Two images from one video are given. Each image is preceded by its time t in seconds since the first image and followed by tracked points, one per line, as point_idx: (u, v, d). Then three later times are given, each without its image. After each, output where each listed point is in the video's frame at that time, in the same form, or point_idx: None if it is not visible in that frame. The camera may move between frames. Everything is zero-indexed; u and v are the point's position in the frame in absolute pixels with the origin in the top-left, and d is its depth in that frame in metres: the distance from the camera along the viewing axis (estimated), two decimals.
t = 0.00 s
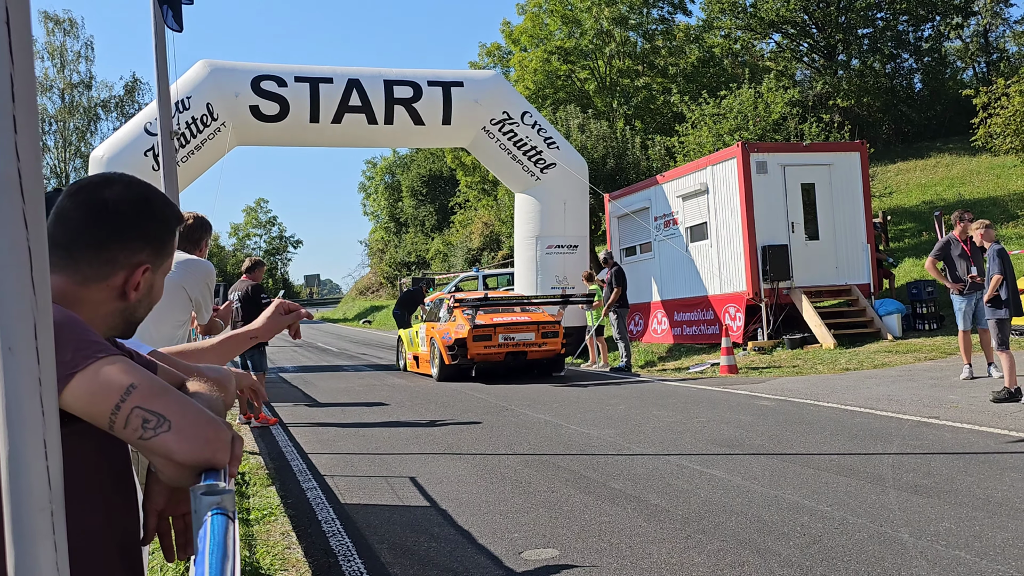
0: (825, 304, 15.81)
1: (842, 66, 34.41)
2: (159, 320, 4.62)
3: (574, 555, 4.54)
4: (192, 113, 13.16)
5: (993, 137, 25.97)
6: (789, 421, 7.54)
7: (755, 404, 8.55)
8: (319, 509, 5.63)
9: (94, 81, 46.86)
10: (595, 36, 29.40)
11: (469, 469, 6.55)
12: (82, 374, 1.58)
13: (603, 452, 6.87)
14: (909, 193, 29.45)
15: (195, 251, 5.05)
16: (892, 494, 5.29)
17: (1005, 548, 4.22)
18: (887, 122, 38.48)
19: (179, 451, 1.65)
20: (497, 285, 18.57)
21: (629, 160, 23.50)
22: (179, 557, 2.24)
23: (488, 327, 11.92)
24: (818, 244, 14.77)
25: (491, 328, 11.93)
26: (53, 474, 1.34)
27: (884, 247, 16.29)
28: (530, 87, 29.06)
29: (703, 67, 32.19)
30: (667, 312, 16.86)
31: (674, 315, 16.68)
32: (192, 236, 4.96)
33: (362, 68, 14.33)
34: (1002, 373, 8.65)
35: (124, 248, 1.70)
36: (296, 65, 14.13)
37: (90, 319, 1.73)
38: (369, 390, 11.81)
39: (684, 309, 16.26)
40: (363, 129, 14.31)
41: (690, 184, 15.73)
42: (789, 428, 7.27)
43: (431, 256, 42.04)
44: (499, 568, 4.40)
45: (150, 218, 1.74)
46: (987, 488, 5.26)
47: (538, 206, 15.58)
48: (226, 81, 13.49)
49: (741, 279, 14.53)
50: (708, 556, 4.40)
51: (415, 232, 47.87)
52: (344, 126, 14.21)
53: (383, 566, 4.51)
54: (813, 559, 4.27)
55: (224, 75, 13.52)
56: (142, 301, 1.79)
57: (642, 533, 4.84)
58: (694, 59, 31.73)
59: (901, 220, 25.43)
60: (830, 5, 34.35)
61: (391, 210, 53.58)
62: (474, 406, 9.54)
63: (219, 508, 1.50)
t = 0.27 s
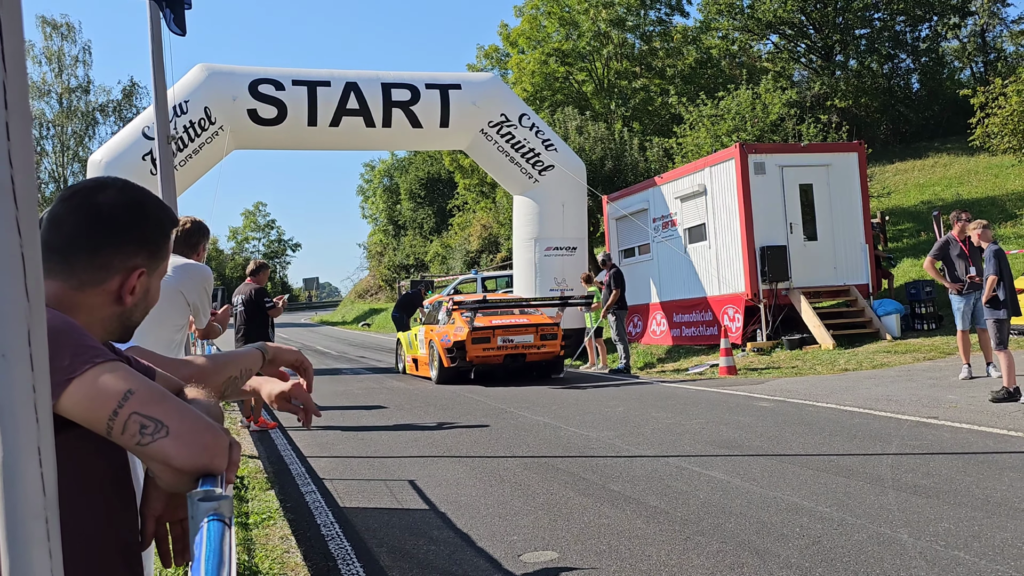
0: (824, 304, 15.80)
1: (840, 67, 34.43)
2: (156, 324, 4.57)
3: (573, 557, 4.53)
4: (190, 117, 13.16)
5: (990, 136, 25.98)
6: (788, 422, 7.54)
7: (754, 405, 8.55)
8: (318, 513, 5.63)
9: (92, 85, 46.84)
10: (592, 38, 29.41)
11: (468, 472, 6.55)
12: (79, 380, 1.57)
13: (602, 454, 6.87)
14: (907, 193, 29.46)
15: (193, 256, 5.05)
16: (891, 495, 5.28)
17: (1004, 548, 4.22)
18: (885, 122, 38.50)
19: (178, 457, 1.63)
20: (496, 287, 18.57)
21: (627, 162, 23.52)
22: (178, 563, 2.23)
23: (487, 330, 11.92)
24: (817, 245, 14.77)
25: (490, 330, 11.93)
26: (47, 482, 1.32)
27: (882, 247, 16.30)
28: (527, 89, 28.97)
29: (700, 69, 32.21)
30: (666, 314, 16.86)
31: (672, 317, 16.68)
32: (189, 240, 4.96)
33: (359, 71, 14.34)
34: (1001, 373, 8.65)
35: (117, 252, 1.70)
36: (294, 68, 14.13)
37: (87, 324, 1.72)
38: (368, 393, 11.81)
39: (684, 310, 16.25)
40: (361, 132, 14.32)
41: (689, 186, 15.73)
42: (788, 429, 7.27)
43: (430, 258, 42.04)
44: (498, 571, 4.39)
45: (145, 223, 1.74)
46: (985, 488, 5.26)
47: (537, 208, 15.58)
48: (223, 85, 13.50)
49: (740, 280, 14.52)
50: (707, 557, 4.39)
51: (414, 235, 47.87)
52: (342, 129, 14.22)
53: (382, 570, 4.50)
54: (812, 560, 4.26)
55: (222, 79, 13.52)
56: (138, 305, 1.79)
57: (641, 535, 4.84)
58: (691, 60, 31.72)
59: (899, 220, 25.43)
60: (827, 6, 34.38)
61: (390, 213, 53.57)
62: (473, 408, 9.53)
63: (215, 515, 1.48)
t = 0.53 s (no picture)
0: (823, 305, 15.81)
1: (839, 67, 34.45)
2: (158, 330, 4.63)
3: (574, 559, 4.54)
4: (190, 120, 13.18)
5: (990, 136, 25.98)
6: (789, 423, 7.54)
7: (754, 406, 8.55)
8: (319, 515, 5.63)
9: (91, 88, 46.77)
10: (591, 40, 29.45)
11: (469, 473, 6.55)
12: (78, 386, 1.58)
13: (603, 455, 6.88)
14: (906, 193, 29.49)
15: (193, 259, 5.06)
16: (891, 495, 5.29)
17: (1004, 548, 4.23)
18: (884, 122, 38.50)
19: (177, 462, 1.64)
20: (496, 288, 18.59)
21: (627, 163, 23.55)
22: (178, 570, 2.24)
23: (488, 331, 11.93)
24: (817, 245, 14.77)
25: (490, 332, 11.94)
26: (46, 488, 1.31)
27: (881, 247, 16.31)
28: (527, 91, 28.88)
29: (699, 70, 32.25)
30: (666, 314, 16.86)
31: (672, 318, 16.68)
32: (189, 244, 4.97)
33: (359, 73, 14.36)
34: (1001, 372, 8.66)
35: (115, 258, 1.71)
36: (293, 71, 14.15)
37: (85, 329, 1.72)
38: (369, 395, 11.82)
39: (684, 311, 16.25)
40: (361, 134, 14.33)
41: (688, 187, 15.74)
42: (788, 430, 7.27)
43: (430, 260, 42.05)
44: (499, 573, 4.40)
45: (142, 229, 1.75)
46: (985, 487, 5.26)
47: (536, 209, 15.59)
48: (223, 88, 13.51)
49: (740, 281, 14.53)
50: (708, 558, 4.40)
51: (414, 237, 47.91)
52: (342, 131, 14.23)
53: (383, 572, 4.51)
54: (813, 560, 4.27)
55: (221, 82, 13.54)
56: (136, 310, 1.79)
57: (642, 536, 4.84)
58: (690, 61, 31.75)
59: (898, 220, 25.45)
60: (826, 6, 34.42)
61: (390, 215, 53.59)
62: (474, 410, 9.54)
63: (216, 517, 1.49)
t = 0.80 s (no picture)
0: (824, 304, 15.80)
1: (839, 67, 34.45)
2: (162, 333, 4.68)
3: (575, 559, 4.53)
4: (191, 121, 13.18)
5: (991, 136, 25.97)
6: (790, 423, 7.54)
7: (756, 406, 8.55)
8: (320, 515, 5.63)
9: (92, 89, 46.73)
10: (592, 40, 29.42)
11: (471, 474, 6.54)
12: (81, 387, 1.57)
13: (604, 455, 6.88)
14: (907, 193, 29.50)
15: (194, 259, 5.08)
16: (893, 494, 5.28)
17: (1007, 548, 4.22)
18: (884, 122, 38.50)
19: (182, 462, 1.63)
20: (497, 289, 18.60)
21: (627, 163, 23.56)
22: (181, 567, 2.24)
23: (488, 332, 11.93)
24: (818, 245, 14.77)
25: (491, 332, 11.94)
26: (50, 488, 1.30)
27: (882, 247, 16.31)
28: (527, 91, 29.03)
29: (700, 70, 32.26)
30: (667, 315, 16.86)
31: (673, 318, 16.67)
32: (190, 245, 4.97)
33: (359, 74, 14.36)
34: (1002, 372, 8.65)
35: (116, 258, 1.70)
36: (293, 72, 14.15)
37: (88, 328, 1.72)
38: (370, 396, 11.82)
39: (684, 311, 16.25)
40: (361, 135, 14.34)
41: (689, 187, 15.74)
42: (790, 430, 7.27)
43: (431, 260, 42.05)
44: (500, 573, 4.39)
45: (143, 228, 1.73)
46: (987, 487, 5.26)
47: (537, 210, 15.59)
48: (223, 88, 13.51)
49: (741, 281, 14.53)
50: (710, 558, 4.39)
51: (414, 237, 47.92)
52: (343, 132, 14.24)
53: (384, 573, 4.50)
54: (815, 560, 4.26)
55: (222, 83, 13.54)
56: (139, 309, 1.78)
57: (643, 536, 4.84)
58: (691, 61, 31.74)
59: (899, 220, 25.46)
60: (826, 6, 34.42)
61: (390, 216, 53.59)
62: (475, 410, 9.54)
63: (222, 520, 1.47)
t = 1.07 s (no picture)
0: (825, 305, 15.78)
1: (840, 68, 34.49)
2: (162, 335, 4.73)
3: (574, 560, 4.53)
4: (191, 120, 13.19)
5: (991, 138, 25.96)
6: (789, 424, 7.54)
7: (755, 407, 8.55)
8: (319, 516, 5.63)
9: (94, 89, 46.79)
10: (592, 41, 29.43)
11: (469, 474, 6.55)
12: (74, 391, 1.55)
13: (603, 456, 6.88)
14: (907, 194, 29.49)
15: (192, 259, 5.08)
16: (891, 496, 5.28)
17: (1005, 550, 4.22)
18: (885, 124, 38.51)
19: (179, 463, 1.64)
20: (497, 289, 18.60)
21: (628, 164, 23.58)
22: (180, 568, 2.25)
23: (488, 332, 11.93)
24: (818, 246, 14.76)
25: (490, 332, 11.94)
26: (45, 488, 1.24)
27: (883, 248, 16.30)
28: (528, 91, 29.15)
29: (700, 71, 32.30)
30: (668, 315, 16.85)
31: (674, 319, 16.67)
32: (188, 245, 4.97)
33: (360, 74, 14.36)
34: (1002, 374, 8.64)
35: (97, 250, 1.65)
36: (294, 72, 14.15)
37: (73, 325, 1.67)
38: (369, 396, 11.83)
39: (684, 312, 16.25)
40: (362, 135, 14.34)
41: (689, 188, 15.73)
42: (789, 431, 7.27)
43: (431, 260, 42.09)
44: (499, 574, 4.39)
45: (123, 219, 1.69)
46: (985, 489, 5.26)
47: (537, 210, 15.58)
48: (224, 88, 13.52)
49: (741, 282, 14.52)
50: (708, 559, 4.39)
51: (415, 237, 47.96)
52: (343, 132, 14.24)
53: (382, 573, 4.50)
54: (813, 562, 4.26)
55: (222, 83, 13.55)
56: (124, 300, 1.73)
57: (642, 538, 4.84)
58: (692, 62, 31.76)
59: (899, 221, 25.48)
60: (826, 7, 34.45)
61: (391, 216, 53.63)
62: (475, 411, 9.54)
63: (220, 516, 1.47)
